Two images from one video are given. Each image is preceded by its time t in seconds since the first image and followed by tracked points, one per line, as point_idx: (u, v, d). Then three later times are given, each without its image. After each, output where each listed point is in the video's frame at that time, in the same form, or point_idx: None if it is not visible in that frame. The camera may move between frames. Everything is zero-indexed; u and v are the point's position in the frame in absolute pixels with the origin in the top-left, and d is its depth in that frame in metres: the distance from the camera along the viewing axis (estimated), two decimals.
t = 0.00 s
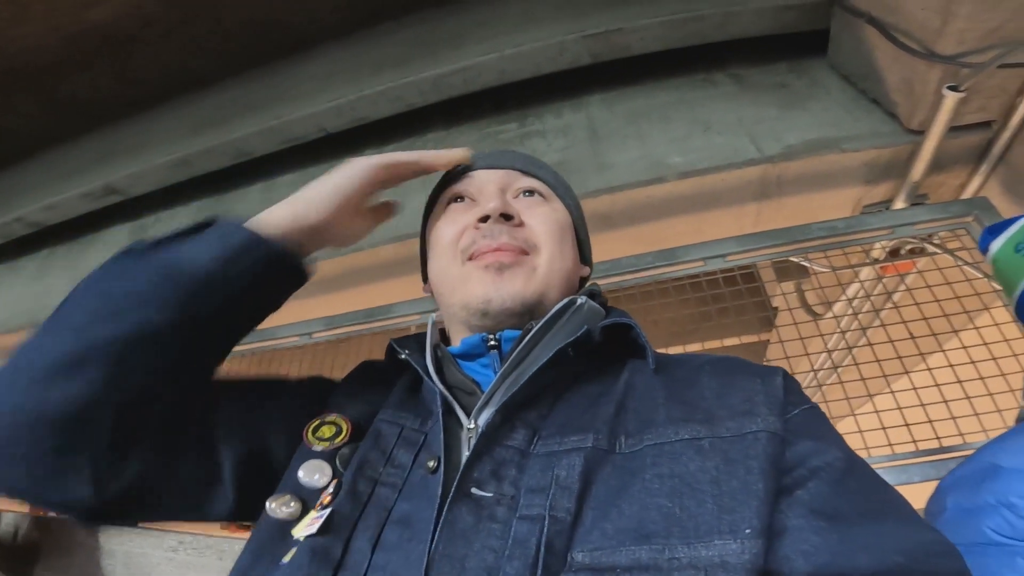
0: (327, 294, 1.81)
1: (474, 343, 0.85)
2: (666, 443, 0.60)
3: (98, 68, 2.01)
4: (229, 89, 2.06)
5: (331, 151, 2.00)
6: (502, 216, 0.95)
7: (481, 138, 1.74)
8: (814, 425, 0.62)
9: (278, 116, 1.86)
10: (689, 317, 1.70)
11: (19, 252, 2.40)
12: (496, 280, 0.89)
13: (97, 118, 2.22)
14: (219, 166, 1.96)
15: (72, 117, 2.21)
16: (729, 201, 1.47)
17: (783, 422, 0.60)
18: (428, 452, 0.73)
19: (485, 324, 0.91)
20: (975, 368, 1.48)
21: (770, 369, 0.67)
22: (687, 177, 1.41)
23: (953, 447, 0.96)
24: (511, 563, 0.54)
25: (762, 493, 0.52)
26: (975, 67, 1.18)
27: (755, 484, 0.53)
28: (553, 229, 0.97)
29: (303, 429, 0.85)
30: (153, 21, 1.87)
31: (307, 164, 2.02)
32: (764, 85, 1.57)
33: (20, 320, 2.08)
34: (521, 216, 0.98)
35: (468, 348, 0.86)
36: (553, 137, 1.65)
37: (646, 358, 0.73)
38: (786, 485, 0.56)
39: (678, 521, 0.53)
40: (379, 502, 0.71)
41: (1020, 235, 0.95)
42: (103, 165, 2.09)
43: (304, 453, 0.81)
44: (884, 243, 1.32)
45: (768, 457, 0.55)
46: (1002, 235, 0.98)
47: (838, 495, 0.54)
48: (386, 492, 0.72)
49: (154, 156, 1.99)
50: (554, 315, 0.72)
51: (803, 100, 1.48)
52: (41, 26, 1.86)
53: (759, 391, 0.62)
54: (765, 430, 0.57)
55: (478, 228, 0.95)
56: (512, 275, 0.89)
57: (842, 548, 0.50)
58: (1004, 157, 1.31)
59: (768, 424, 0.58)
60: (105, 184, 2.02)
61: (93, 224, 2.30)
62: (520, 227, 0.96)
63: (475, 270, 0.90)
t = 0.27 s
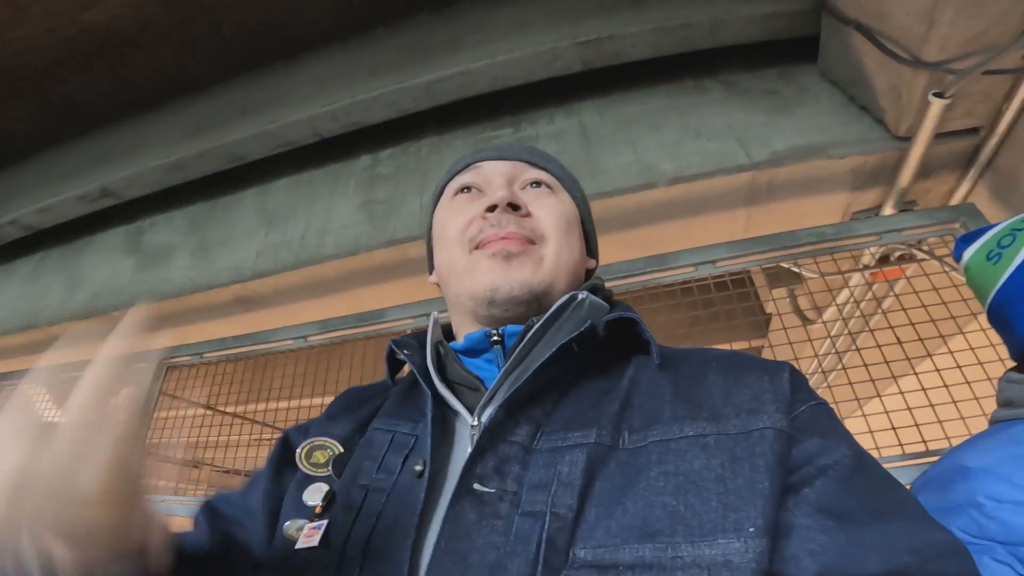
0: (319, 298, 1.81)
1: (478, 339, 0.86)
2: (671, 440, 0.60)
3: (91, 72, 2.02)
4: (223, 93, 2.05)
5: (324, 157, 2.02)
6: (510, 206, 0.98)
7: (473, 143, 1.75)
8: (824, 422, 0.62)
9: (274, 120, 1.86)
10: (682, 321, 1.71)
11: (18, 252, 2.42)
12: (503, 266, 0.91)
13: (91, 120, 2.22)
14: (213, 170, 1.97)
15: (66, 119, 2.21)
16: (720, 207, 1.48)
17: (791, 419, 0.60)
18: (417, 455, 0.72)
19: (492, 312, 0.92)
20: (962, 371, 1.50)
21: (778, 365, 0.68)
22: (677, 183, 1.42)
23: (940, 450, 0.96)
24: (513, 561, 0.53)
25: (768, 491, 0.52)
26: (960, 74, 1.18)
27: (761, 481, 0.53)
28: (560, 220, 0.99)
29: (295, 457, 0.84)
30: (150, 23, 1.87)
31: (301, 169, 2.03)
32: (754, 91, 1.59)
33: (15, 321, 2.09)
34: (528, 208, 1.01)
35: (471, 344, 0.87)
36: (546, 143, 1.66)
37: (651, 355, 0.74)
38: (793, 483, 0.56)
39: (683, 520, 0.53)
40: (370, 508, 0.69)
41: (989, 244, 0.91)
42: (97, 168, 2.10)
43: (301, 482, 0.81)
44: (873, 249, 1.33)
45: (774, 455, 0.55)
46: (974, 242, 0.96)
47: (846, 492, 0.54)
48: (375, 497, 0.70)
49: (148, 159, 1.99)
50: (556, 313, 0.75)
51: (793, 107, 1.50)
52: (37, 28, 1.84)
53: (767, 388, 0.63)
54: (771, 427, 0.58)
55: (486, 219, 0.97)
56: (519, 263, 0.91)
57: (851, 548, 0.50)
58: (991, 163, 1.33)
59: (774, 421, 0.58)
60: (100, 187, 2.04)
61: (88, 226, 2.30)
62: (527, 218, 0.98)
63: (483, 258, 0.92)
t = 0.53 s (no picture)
0: (319, 298, 1.82)
1: (477, 332, 0.86)
2: (672, 434, 0.61)
3: (95, 73, 2.04)
4: (225, 94, 2.07)
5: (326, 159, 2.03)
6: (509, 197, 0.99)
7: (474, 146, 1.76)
8: (827, 416, 0.62)
9: (276, 121, 1.87)
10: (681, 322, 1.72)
11: (19, 251, 2.44)
12: (503, 253, 0.91)
13: (94, 121, 2.23)
14: (215, 170, 1.99)
15: (69, 120, 2.22)
16: (719, 210, 1.49)
17: (795, 414, 0.61)
18: (408, 454, 0.72)
19: (492, 300, 0.92)
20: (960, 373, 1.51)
21: (780, 360, 0.68)
22: (676, 186, 1.42)
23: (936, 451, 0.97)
24: (512, 555, 0.53)
25: (769, 486, 0.53)
26: (957, 78, 1.19)
27: (762, 476, 0.54)
28: (559, 210, 1.01)
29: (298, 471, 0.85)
30: (154, 25, 1.88)
31: (302, 170, 2.04)
32: (752, 96, 1.60)
33: (16, 320, 2.10)
34: (527, 199, 1.02)
35: (470, 338, 0.87)
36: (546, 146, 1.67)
37: (652, 349, 0.75)
38: (798, 479, 0.57)
39: (684, 515, 0.53)
40: (366, 507, 0.68)
41: (977, 249, 0.92)
42: (100, 169, 2.11)
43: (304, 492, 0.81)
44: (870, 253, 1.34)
45: (776, 449, 0.56)
46: (963, 248, 0.97)
47: (851, 487, 0.55)
48: (371, 496, 0.70)
49: (150, 160, 2.00)
50: (555, 306, 0.75)
51: (790, 111, 1.51)
52: (42, 29, 1.85)
53: (770, 382, 0.63)
54: (774, 421, 0.58)
55: (486, 209, 0.98)
56: (520, 251, 0.92)
57: (857, 543, 0.50)
58: (988, 167, 1.34)
59: (777, 415, 0.59)
60: (102, 187, 2.05)
61: (89, 225, 2.32)
62: (527, 208, 0.99)
63: (483, 247, 0.93)
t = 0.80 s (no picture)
0: (322, 297, 1.82)
1: (477, 330, 0.86)
2: (672, 433, 0.61)
3: (99, 71, 2.04)
4: (228, 93, 2.07)
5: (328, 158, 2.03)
6: (507, 193, 0.98)
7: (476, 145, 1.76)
8: (829, 416, 0.62)
9: (279, 120, 1.87)
10: (683, 322, 1.72)
11: (22, 249, 2.45)
12: (501, 249, 0.92)
13: (97, 119, 2.24)
14: (218, 169, 1.99)
15: (72, 118, 2.23)
16: (721, 211, 1.49)
17: (796, 413, 0.61)
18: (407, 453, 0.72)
19: (491, 297, 0.92)
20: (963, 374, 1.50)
21: (781, 358, 0.68)
22: (678, 187, 1.42)
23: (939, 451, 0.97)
24: (511, 554, 0.53)
25: (769, 486, 0.52)
26: (960, 79, 1.18)
27: (762, 475, 0.54)
28: (557, 206, 1.00)
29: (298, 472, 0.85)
30: (158, 24, 1.88)
31: (304, 169, 2.04)
32: (755, 97, 1.60)
33: (18, 318, 2.11)
34: (525, 194, 1.02)
35: (469, 336, 0.87)
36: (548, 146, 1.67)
37: (651, 347, 0.75)
38: (800, 478, 0.56)
39: (683, 514, 0.53)
40: (367, 506, 0.68)
41: (981, 250, 0.92)
42: (103, 167, 2.12)
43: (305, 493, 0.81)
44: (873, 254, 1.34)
45: (776, 449, 0.55)
46: (967, 249, 0.96)
47: (853, 487, 0.54)
48: (371, 495, 0.70)
49: (153, 158, 2.01)
50: (554, 304, 0.75)
51: (793, 112, 1.51)
52: (46, 28, 1.85)
53: (770, 380, 0.63)
54: (774, 420, 0.58)
55: (484, 206, 0.98)
56: (518, 248, 0.92)
57: (862, 543, 0.49)
58: (991, 169, 1.34)
59: (777, 414, 0.58)
60: (105, 185, 2.06)
61: (92, 224, 2.32)
62: (525, 205, 0.99)
63: (482, 244, 0.93)
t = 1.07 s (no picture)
0: (325, 298, 1.82)
1: (477, 332, 0.86)
2: (674, 433, 0.60)
3: (102, 72, 2.05)
4: (230, 95, 2.08)
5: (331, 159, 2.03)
6: (511, 194, 0.99)
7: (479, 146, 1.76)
8: (828, 415, 0.62)
9: (282, 121, 1.87)
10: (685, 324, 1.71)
11: (23, 251, 2.45)
12: (504, 250, 0.91)
13: (99, 120, 2.25)
14: (220, 170, 1.99)
15: (75, 119, 2.23)
16: (724, 212, 1.49)
17: (796, 413, 0.60)
18: (408, 456, 0.72)
19: (493, 298, 0.92)
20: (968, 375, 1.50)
21: (781, 359, 0.68)
22: (681, 188, 1.42)
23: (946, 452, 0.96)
24: (515, 556, 0.53)
25: (771, 485, 0.52)
26: (964, 80, 1.19)
27: (763, 475, 0.53)
28: (560, 207, 1.00)
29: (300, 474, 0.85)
30: (161, 24, 1.89)
31: (307, 171, 2.04)
32: (758, 98, 1.59)
33: (19, 319, 2.11)
34: (528, 196, 1.02)
35: (470, 338, 0.86)
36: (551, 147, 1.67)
37: (652, 348, 0.75)
38: (800, 478, 0.56)
39: (686, 514, 0.53)
40: (369, 508, 0.68)
41: (988, 251, 0.92)
42: (105, 168, 2.12)
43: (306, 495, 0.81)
44: (878, 255, 1.34)
45: (778, 448, 0.55)
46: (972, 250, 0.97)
47: (853, 487, 0.54)
48: (374, 497, 0.69)
49: (155, 159, 2.01)
50: (556, 306, 0.75)
51: (796, 113, 1.50)
52: (49, 29, 1.86)
53: (771, 380, 0.63)
54: (775, 420, 0.58)
55: (488, 206, 0.98)
56: (521, 248, 0.92)
57: (862, 542, 0.49)
58: (995, 170, 1.33)
59: (778, 414, 0.58)
60: (108, 186, 2.06)
61: (94, 225, 2.33)
62: (528, 206, 0.99)
63: (485, 244, 0.93)
